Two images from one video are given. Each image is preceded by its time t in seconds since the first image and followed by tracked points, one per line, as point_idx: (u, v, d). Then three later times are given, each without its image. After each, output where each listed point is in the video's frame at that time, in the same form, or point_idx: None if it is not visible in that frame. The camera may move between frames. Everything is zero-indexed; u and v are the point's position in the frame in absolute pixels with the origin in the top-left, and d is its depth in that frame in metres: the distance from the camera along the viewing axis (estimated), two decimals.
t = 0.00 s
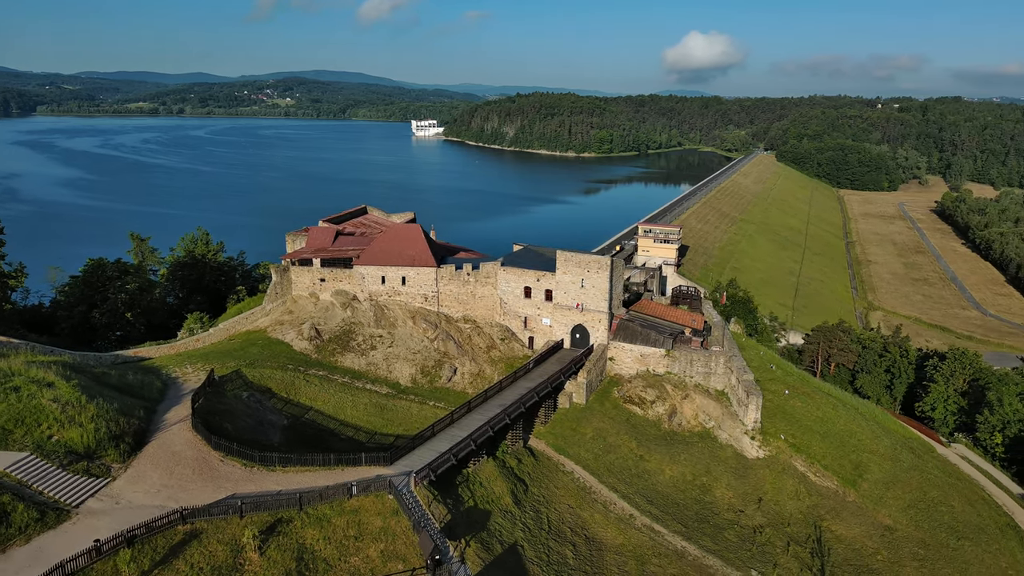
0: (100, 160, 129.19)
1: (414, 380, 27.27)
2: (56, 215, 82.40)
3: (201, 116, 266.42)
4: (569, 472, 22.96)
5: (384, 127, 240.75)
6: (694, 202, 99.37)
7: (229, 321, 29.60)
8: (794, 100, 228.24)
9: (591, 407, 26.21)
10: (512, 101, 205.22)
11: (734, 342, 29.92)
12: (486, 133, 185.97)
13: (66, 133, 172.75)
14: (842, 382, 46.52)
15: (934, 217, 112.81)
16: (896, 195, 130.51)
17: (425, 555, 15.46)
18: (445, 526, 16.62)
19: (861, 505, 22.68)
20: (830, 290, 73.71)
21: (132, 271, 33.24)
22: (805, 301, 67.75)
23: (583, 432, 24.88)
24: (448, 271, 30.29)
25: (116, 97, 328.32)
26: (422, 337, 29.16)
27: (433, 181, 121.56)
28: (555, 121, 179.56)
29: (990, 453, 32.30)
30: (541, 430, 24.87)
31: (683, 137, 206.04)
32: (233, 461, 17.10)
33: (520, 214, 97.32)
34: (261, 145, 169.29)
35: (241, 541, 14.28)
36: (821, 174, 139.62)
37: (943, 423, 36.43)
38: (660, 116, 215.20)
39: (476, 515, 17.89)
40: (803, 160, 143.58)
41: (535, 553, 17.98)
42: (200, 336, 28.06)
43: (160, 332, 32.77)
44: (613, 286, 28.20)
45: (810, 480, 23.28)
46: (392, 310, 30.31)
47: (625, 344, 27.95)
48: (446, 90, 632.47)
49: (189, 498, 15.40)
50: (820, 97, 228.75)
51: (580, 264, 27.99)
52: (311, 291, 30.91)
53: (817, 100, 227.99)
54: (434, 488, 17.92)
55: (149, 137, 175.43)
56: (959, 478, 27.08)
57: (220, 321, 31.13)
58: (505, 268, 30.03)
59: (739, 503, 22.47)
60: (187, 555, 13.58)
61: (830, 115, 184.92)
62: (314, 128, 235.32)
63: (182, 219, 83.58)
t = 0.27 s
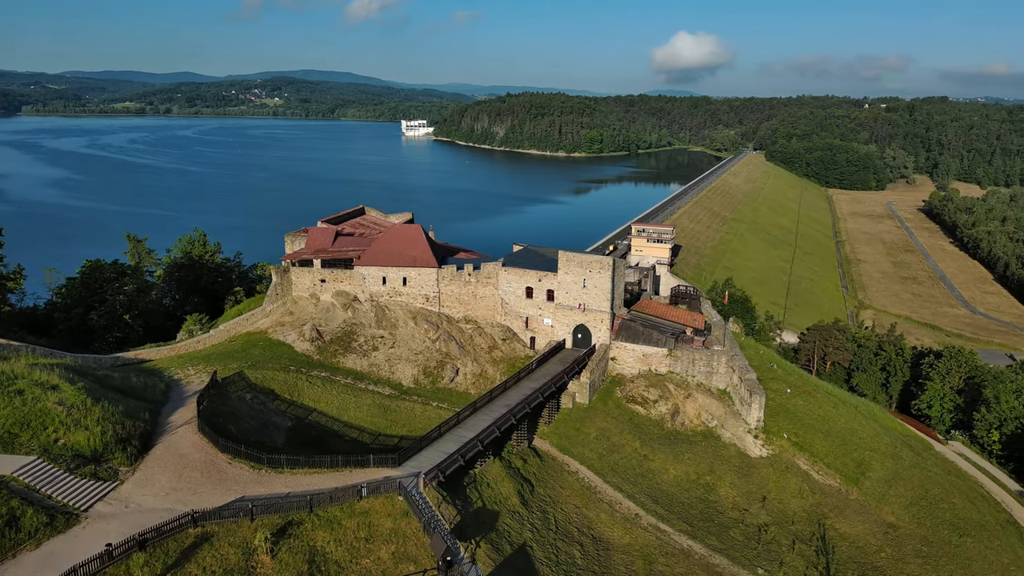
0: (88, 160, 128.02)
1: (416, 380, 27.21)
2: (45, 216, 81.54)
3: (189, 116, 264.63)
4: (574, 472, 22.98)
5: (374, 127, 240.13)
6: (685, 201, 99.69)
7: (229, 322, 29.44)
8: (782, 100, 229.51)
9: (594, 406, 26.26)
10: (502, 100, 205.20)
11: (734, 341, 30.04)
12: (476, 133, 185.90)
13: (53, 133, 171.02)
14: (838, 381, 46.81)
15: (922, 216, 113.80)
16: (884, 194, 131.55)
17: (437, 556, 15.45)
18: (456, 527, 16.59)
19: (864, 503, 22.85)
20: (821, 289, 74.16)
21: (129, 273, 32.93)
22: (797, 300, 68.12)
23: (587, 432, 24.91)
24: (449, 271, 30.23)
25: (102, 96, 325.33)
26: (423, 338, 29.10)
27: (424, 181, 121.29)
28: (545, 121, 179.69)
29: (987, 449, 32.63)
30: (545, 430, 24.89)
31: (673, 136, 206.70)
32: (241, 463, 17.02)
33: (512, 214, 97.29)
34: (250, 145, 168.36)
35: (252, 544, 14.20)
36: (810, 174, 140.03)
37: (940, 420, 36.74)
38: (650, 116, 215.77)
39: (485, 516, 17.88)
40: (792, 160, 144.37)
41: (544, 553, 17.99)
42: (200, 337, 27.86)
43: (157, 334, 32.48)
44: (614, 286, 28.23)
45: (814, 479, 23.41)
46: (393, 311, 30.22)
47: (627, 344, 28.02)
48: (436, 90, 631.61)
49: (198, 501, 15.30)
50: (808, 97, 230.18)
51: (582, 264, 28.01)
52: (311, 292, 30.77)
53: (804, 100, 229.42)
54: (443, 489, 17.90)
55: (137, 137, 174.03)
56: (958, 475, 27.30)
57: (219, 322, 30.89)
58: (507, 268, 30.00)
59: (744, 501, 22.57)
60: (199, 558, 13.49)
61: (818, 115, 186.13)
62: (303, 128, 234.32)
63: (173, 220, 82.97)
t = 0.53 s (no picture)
0: (76, 161, 126.84)
1: (418, 381, 27.16)
2: (33, 217, 80.69)
3: (176, 116, 262.88)
4: (579, 471, 23.01)
5: (363, 127, 239.53)
6: (677, 200, 99.95)
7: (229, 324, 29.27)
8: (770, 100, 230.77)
9: (597, 407, 26.32)
10: (492, 101, 205.21)
11: (735, 339, 30.16)
12: (466, 134, 185.83)
13: (39, 134, 169.49)
14: (834, 379, 47.09)
15: (910, 215, 114.78)
16: (872, 194, 132.57)
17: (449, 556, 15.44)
18: (466, 528, 16.57)
19: (866, 501, 23.00)
20: (812, 288, 74.61)
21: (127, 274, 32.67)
22: (789, 299, 68.47)
23: (590, 432, 24.96)
24: (450, 272, 30.20)
25: (89, 96, 322.76)
26: (425, 339, 29.05)
27: (415, 181, 121.04)
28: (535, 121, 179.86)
29: (983, 446, 32.91)
30: (549, 430, 24.93)
31: (663, 136, 207.34)
32: (249, 466, 16.96)
33: (504, 214, 97.30)
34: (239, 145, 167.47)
35: (264, 547, 14.13)
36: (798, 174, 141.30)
37: (936, 418, 37.04)
38: (640, 116, 216.29)
39: (494, 516, 17.89)
40: (781, 160, 145.13)
41: (553, 554, 17.99)
42: (200, 339, 27.68)
43: (156, 336, 32.24)
44: (616, 286, 28.28)
45: (817, 477, 23.54)
46: (394, 312, 30.15)
47: (629, 344, 28.09)
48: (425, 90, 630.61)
49: (206, 504, 15.20)
50: (796, 97, 231.52)
51: (584, 264, 28.03)
52: (312, 293, 30.64)
53: (793, 100, 230.78)
54: (452, 490, 17.90)
55: (124, 137, 172.66)
56: (958, 473, 27.47)
57: (219, 324, 30.69)
58: (508, 268, 30.00)
59: (748, 500, 22.66)
60: (211, 563, 13.43)
61: (806, 115, 187.45)
62: (292, 128, 233.30)
63: (164, 221, 82.42)
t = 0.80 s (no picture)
0: (63, 161, 125.57)
1: (421, 382, 27.11)
2: (21, 218, 79.79)
3: (164, 116, 260.79)
4: (584, 471, 23.03)
5: (352, 127, 238.56)
6: (669, 200, 100.18)
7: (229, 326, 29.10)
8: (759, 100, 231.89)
9: (600, 406, 26.36)
10: (483, 100, 205.01)
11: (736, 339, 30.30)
12: (456, 134, 185.65)
13: (25, 134, 167.59)
14: (830, 378, 47.37)
15: (898, 215, 115.71)
16: (860, 194, 133.50)
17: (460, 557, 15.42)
18: (476, 528, 16.56)
19: (869, 499, 23.17)
20: (803, 287, 75.03)
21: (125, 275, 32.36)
22: (781, 298, 68.80)
23: (594, 432, 24.99)
24: (452, 273, 30.17)
25: (74, 96, 319.36)
26: (427, 339, 29.01)
27: (405, 181, 120.74)
28: (526, 121, 179.85)
29: (980, 444, 33.21)
30: (553, 430, 24.94)
31: (653, 136, 207.74)
32: (258, 468, 16.87)
33: (497, 214, 97.27)
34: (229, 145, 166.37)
35: (276, 549, 14.06)
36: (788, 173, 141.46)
37: (933, 416, 37.37)
38: (629, 116, 216.71)
39: (503, 517, 17.88)
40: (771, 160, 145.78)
41: (562, 554, 18.03)
42: (201, 341, 27.51)
43: (155, 338, 31.95)
44: (618, 286, 28.34)
45: (820, 475, 23.68)
46: (395, 313, 30.07)
47: (632, 344, 28.15)
48: (415, 90, 629.38)
49: (216, 507, 15.09)
50: (785, 97, 232.79)
51: (586, 264, 28.05)
52: (312, 294, 30.50)
53: (781, 100, 232.01)
54: (460, 491, 17.88)
55: (111, 137, 171.03)
56: (958, 471, 27.70)
57: (219, 326, 30.48)
58: (509, 268, 30.00)
59: (752, 499, 22.77)
60: (224, 566, 13.34)
61: (795, 115, 188.50)
62: (281, 128, 232.04)
63: (154, 221, 81.71)
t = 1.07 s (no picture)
0: (50, 162, 124.26)
1: (423, 383, 27.07)
2: (9, 219, 78.87)
3: (150, 116, 258.69)
4: (589, 471, 23.06)
5: (341, 127, 237.63)
6: (661, 200, 100.43)
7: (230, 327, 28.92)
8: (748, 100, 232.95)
9: (603, 406, 26.40)
10: (473, 100, 204.82)
11: (736, 338, 30.43)
12: (446, 134, 185.41)
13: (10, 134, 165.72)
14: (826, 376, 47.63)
15: (887, 214, 116.57)
16: (849, 193, 134.42)
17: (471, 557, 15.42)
18: (486, 530, 16.54)
19: (872, 497, 23.33)
20: (794, 286, 75.43)
21: (123, 276, 32.05)
22: (773, 297, 69.10)
23: (598, 432, 25.03)
24: (453, 273, 30.12)
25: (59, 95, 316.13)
26: (428, 340, 28.96)
27: (396, 181, 120.49)
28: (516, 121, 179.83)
29: (977, 442, 33.43)
30: (557, 431, 24.96)
31: (643, 135, 208.27)
32: (266, 470, 16.80)
33: (489, 214, 97.25)
34: (217, 145, 165.27)
35: (288, 552, 13.99)
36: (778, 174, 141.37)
37: (929, 414, 37.66)
38: (619, 116, 217.11)
39: (511, 518, 17.87)
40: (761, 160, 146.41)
41: (570, 554, 18.05)
42: (201, 343, 27.36)
43: (153, 339, 31.65)
44: (620, 286, 28.37)
45: (823, 474, 23.83)
46: (396, 313, 29.96)
47: (634, 343, 28.22)
48: (404, 90, 627.99)
49: (224, 509, 15.02)
50: (773, 98, 234.05)
51: (588, 264, 28.09)
52: (313, 295, 30.35)
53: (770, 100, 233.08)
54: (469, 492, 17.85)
55: (98, 137, 169.43)
56: (958, 468, 27.93)
57: (218, 327, 30.32)
58: (511, 269, 30.00)
59: (756, 498, 22.88)
60: (236, 569, 13.26)
61: (784, 114, 189.52)
62: (270, 128, 230.71)
63: (144, 222, 81.03)
